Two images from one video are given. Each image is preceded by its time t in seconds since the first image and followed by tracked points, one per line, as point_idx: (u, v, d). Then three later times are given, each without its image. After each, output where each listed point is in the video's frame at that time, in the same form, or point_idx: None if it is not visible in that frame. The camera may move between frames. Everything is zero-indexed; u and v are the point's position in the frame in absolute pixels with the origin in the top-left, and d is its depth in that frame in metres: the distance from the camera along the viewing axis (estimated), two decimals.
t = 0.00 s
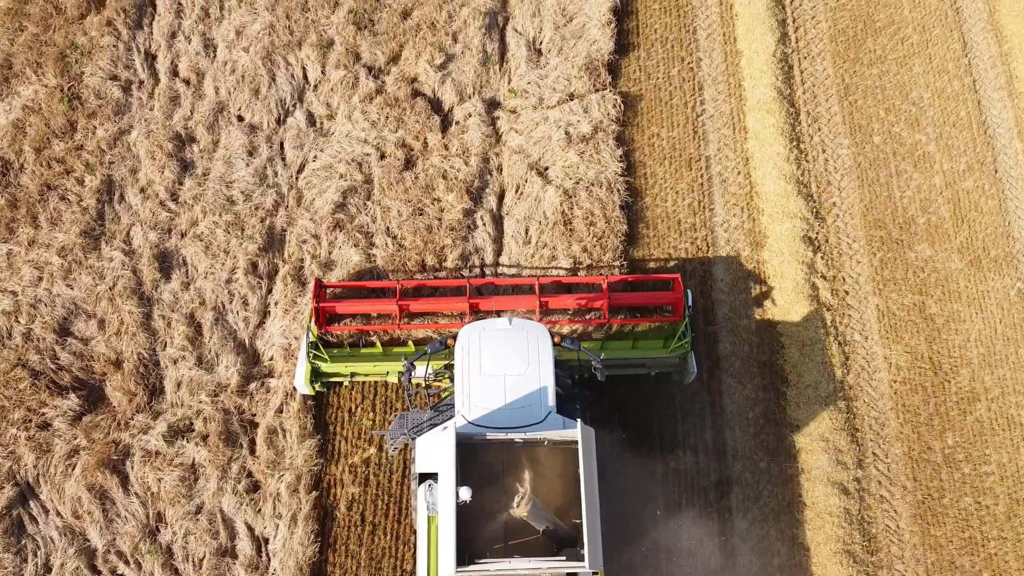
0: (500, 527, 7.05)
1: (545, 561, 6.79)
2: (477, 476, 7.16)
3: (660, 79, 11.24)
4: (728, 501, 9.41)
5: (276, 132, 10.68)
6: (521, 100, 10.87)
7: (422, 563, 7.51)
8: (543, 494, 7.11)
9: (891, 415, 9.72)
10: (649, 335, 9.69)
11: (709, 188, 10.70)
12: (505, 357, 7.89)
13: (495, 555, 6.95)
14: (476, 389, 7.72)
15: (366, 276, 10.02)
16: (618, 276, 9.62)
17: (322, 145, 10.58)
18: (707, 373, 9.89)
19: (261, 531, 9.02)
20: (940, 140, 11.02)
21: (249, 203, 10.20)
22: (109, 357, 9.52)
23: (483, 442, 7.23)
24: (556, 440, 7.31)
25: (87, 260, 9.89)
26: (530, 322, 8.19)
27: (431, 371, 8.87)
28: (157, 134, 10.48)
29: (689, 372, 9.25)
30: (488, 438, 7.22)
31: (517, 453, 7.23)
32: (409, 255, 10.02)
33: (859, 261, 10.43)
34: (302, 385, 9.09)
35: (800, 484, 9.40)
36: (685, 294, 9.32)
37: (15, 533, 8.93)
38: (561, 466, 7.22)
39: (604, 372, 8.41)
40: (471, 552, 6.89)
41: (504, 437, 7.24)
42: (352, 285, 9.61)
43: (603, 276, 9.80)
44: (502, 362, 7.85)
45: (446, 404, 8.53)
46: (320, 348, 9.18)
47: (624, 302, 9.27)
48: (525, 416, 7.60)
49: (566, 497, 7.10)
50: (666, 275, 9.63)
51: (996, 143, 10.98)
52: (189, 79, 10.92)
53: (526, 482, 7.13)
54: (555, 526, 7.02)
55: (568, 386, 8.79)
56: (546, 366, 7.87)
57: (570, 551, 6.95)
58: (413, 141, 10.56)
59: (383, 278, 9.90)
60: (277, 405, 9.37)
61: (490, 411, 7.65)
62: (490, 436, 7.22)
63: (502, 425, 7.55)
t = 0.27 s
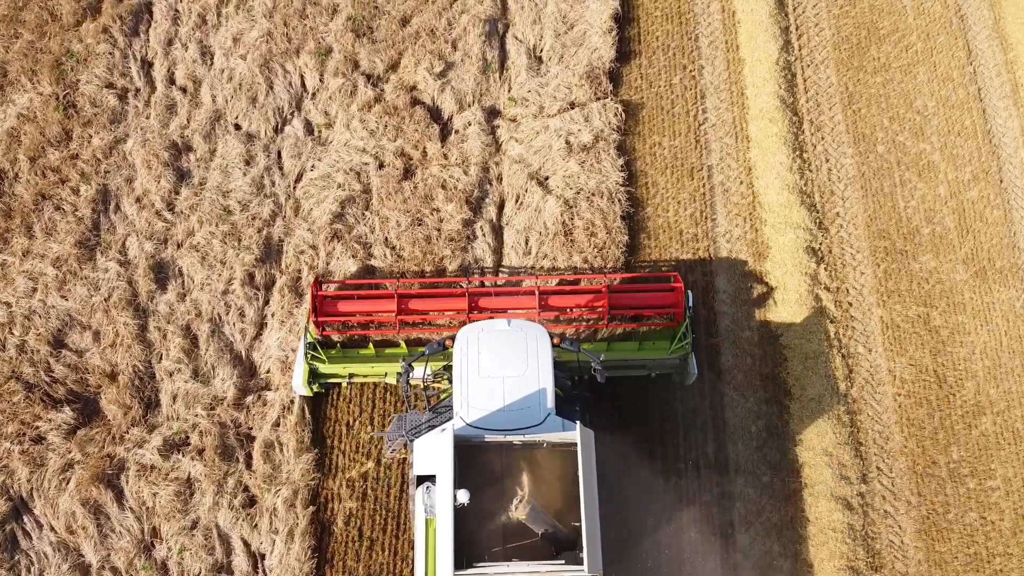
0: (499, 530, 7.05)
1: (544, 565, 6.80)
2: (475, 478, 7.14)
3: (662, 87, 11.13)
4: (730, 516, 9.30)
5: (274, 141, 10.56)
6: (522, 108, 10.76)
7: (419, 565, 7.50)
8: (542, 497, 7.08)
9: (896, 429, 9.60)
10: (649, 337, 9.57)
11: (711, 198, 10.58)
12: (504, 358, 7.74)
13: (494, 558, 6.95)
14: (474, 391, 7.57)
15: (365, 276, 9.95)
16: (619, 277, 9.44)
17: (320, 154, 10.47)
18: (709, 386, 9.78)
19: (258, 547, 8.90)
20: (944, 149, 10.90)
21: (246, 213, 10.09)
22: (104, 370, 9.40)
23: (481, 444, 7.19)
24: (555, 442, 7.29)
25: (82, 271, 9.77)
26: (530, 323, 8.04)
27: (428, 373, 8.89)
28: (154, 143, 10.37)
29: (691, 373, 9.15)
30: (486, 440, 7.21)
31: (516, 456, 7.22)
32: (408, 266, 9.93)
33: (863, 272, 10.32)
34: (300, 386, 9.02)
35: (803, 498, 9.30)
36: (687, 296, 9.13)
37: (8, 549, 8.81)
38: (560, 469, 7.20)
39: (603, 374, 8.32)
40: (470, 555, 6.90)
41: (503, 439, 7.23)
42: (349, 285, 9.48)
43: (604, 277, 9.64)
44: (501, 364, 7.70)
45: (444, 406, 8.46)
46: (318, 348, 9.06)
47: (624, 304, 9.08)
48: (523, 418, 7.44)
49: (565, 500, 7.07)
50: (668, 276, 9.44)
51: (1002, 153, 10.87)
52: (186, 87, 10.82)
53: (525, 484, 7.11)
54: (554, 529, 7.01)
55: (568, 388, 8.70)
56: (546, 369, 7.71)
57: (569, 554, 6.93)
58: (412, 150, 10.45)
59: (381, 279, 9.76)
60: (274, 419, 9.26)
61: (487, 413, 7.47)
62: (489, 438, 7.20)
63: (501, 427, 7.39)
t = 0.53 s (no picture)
0: (497, 533, 6.95)
1: (542, 568, 6.69)
2: (473, 480, 7.09)
3: (663, 95, 11.02)
4: (732, 530, 9.18)
5: (271, 150, 10.46)
6: (521, 117, 10.66)
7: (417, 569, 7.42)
8: (540, 499, 7.01)
9: (900, 442, 9.50)
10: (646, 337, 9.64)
11: (712, 207, 10.48)
12: (503, 359, 7.72)
13: (492, 560, 6.83)
14: (473, 392, 7.54)
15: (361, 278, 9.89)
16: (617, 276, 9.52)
17: (318, 163, 10.36)
18: (710, 398, 9.68)
19: (254, 562, 8.79)
20: (948, 158, 10.79)
21: (242, 223, 9.98)
22: (99, 382, 9.30)
23: (479, 445, 7.16)
24: (554, 443, 7.24)
25: (77, 282, 9.67)
26: (528, 324, 8.01)
27: (427, 373, 8.79)
28: (150, 152, 10.26)
29: (691, 374, 9.10)
30: (484, 441, 7.18)
31: (515, 457, 7.17)
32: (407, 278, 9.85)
33: (866, 282, 10.21)
34: (298, 387, 8.93)
35: (806, 513, 9.20)
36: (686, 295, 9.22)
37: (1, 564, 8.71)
38: (559, 471, 7.15)
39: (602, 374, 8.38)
40: (466, 557, 6.79)
41: (501, 440, 7.19)
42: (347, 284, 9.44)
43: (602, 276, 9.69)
44: (499, 364, 7.68)
45: (442, 406, 8.45)
46: (315, 349, 8.97)
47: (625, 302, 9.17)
48: (522, 419, 7.42)
49: (564, 502, 7.00)
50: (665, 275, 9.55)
51: (1006, 162, 10.75)
52: (182, 95, 10.71)
53: (523, 486, 7.04)
54: (552, 531, 6.91)
55: (567, 389, 8.66)
56: (544, 370, 7.69)
57: (568, 557, 6.83)
58: (411, 159, 10.35)
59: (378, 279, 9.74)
60: (271, 432, 9.16)
61: (486, 415, 7.45)
62: (487, 439, 7.17)
63: (499, 429, 7.36)
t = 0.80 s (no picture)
0: (495, 535, 6.93)
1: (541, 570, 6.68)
2: (471, 482, 7.04)
3: (664, 103, 10.91)
4: (734, 545, 9.07)
5: (268, 159, 10.35)
6: (521, 125, 10.55)
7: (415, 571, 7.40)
8: (539, 501, 6.97)
9: (904, 455, 9.39)
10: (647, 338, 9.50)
11: (714, 217, 10.37)
12: (502, 360, 7.76)
13: (490, 562, 6.81)
14: (472, 393, 7.59)
15: (360, 278, 9.79)
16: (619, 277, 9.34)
17: (315, 172, 10.25)
18: (712, 411, 9.57)
19: None
20: (952, 167, 10.69)
21: (239, 234, 9.87)
22: (93, 395, 9.19)
23: (477, 447, 7.05)
24: (553, 445, 7.11)
25: (71, 293, 9.56)
26: (527, 325, 8.06)
27: (426, 374, 8.69)
28: (145, 161, 10.15)
29: (691, 376, 9.02)
30: (483, 443, 7.08)
31: (512, 459, 7.09)
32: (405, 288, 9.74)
33: (870, 293, 10.10)
34: (295, 387, 8.85)
35: (808, 527, 9.09)
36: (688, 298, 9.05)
37: None
38: (557, 472, 7.09)
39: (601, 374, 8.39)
40: (464, 559, 6.76)
41: (499, 443, 7.09)
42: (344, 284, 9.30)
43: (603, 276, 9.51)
44: (498, 366, 7.72)
45: (441, 407, 8.34)
46: (313, 349, 8.89)
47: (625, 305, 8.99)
48: (521, 420, 7.46)
49: (563, 504, 6.98)
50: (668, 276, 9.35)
51: (1011, 171, 10.64)
52: (178, 103, 10.60)
53: (521, 488, 6.99)
54: (551, 533, 6.88)
55: (566, 389, 8.62)
56: (543, 370, 7.74)
57: (567, 559, 6.81)
58: (409, 168, 10.24)
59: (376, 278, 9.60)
60: (267, 445, 9.05)
61: (485, 416, 7.49)
62: (485, 441, 7.07)
63: (498, 430, 7.40)
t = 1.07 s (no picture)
0: (493, 537, 6.93)
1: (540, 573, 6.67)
2: (470, 483, 7.05)
3: (665, 110, 10.80)
4: (736, 560, 8.96)
5: (265, 168, 10.24)
6: (521, 133, 10.44)
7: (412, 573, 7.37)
8: (537, 503, 6.98)
9: (908, 469, 9.28)
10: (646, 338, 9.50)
11: (715, 226, 10.26)
12: (500, 360, 7.65)
13: (488, 564, 6.82)
14: (470, 394, 7.49)
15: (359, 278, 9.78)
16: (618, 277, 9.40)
17: (313, 182, 10.14)
18: (713, 424, 9.47)
19: None
20: (956, 175, 10.57)
21: (235, 244, 9.76)
22: (88, 408, 9.08)
23: (475, 448, 7.06)
24: (552, 446, 7.11)
25: (65, 304, 9.45)
26: (526, 325, 7.94)
27: (424, 374, 8.64)
28: (141, 170, 10.04)
29: (691, 377, 8.96)
30: (481, 444, 7.07)
31: (511, 461, 7.11)
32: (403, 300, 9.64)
33: (873, 304, 9.99)
34: (293, 387, 8.82)
35: (811, 542, 8.99)
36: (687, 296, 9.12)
37: None
38: (556, 474, 7.09)
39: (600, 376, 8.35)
40: (462, 560, 6.77)
41: (497, 444, 7.10)
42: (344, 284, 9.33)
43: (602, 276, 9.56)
44: (496, 366, 7.62)
45: (439, 408, 8.29)
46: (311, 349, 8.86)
47: (625, 304, 9.03)
48: (519, 421, 7.37)
49: (562, 506, 6.97)
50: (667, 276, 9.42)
51: (1016, 180, 10.51)
52: (174, 111, 10.49)
53: (520, 490, 6.99)
54: (550, 536, 6.88)
55: (565, 389, 8.52)
56: (542, 370, 7.63)
57: (566, 561, 6.79)
58: (408, 178, 10.13)
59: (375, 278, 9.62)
60: (264, 459, 8.94)
61: (483, 417, 7.40)
62: (483, 442, 7.05)
63: (496, 431, 7.30)
